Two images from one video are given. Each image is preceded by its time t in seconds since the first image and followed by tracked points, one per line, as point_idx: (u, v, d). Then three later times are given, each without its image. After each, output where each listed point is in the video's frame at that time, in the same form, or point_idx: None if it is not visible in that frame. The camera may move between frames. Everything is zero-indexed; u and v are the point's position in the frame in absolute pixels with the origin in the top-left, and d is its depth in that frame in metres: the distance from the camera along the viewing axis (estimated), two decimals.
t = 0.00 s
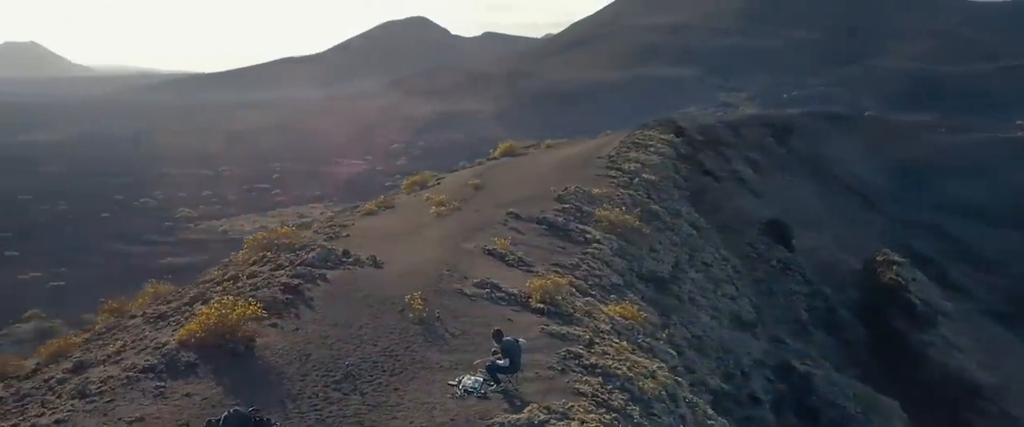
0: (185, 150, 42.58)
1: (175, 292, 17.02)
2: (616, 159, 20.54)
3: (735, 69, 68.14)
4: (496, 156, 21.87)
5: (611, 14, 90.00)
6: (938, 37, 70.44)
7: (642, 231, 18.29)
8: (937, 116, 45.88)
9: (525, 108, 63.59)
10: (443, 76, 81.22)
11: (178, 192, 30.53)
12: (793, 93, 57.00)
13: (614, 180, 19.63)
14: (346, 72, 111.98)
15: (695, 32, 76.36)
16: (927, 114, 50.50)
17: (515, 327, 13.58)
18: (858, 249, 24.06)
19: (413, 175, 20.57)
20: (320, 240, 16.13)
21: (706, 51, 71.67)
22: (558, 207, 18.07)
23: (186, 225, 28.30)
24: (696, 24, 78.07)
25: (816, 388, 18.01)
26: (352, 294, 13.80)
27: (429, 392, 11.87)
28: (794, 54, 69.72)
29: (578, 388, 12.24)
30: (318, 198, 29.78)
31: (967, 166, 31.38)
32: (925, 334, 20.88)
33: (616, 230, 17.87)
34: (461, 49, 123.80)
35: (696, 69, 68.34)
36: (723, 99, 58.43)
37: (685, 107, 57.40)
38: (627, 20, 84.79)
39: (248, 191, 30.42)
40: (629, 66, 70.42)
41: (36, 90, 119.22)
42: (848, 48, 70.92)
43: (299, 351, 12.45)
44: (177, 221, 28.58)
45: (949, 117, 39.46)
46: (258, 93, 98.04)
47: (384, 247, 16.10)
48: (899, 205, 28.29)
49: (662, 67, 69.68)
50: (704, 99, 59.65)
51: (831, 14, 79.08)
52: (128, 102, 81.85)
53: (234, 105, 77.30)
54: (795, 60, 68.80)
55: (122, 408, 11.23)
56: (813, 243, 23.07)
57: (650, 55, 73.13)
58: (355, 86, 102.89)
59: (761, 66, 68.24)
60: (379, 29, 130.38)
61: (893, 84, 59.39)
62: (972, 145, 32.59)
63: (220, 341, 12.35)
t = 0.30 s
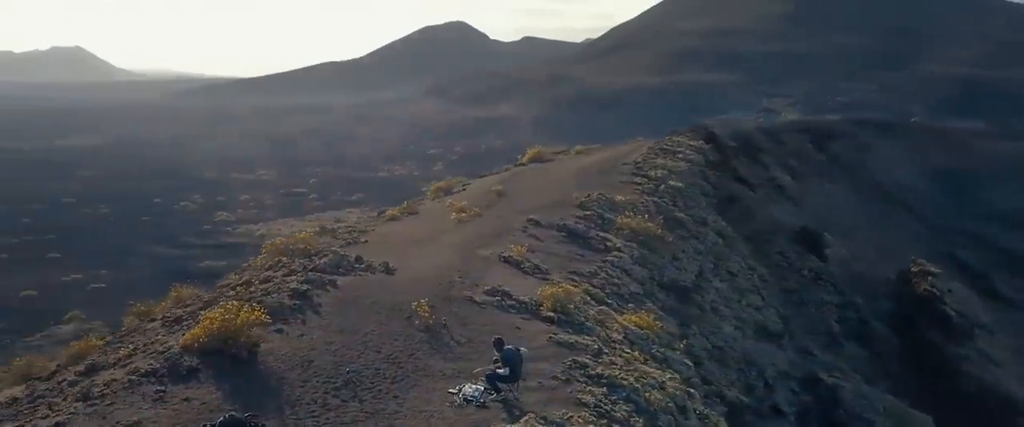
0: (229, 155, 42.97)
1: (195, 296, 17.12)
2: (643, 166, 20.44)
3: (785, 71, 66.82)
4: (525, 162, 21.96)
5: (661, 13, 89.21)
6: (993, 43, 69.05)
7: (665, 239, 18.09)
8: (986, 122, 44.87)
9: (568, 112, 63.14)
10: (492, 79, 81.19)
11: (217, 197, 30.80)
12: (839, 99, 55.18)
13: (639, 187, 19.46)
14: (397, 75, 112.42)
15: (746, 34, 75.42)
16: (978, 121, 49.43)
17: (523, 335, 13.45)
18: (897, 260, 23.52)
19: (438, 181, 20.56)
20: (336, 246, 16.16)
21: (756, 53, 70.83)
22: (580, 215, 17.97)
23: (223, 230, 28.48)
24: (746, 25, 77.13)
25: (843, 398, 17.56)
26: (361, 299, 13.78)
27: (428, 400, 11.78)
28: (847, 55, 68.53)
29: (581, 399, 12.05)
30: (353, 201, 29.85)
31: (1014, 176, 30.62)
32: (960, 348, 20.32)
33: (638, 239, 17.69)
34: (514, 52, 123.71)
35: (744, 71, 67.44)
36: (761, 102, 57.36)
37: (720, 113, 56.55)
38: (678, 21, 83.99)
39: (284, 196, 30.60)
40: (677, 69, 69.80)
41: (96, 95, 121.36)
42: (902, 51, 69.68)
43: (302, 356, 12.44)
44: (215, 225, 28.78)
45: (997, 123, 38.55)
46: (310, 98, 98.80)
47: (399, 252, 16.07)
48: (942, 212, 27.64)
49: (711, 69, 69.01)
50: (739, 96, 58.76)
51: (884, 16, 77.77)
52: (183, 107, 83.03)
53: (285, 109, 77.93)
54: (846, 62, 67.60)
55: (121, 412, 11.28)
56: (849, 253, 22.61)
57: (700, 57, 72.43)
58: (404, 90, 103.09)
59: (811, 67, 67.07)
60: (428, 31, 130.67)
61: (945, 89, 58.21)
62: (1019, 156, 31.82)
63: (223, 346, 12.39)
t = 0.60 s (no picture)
0: (275, 155, 43.22)
1: (216, 299, 17.21)
2: (671, 173, 20.22)
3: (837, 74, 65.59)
4: (553, 168, 21.86)
5: (716, 11, 88.33)
6: None
7: (689, 248, 17.85)
8: None
9: (614, 105, 62.47)
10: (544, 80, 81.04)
11: (259, 200, 31.03)
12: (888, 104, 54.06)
13: (666, 195, 19.24)
14: (450, 74, 112.70)
15: (800, 34, 74.36)
16: None
17: (532, 344, 13.31)
18: (937, 270, 22.97)
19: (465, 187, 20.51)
20: (354, 252, 16.16)
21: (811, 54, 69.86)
22: (602, 223, 17.80)
23: (262, 233, 28.56)
24: (801, 25, 76.06)
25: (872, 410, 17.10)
26: (370, 305, 13.74)
27: (427, 408, 11.66)
28: (903, 59, 67.40)
29: (583, 409, 11.85)
30: (391, 203, 29.89)
31: None
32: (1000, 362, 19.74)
33: (660, 247, 17.48)
34: (569, 53, 123.49)
35: (798, 74, 66.53)
36: (798, 107, 56.11)
37: (764, 119, 55.79)
38: (733, 21, 83.13)
39: (325, 199, 30.72)
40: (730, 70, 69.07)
41: (157, 97, 123.34)
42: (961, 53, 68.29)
43: (305, 363, 12.42)
44: (254, 229, 28.91)
45: None
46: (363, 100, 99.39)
47: (416, 258, 16.02)
48: (989, 221, 26.96)
49: (765, 71, 68.21)
50: (771, 101, 57.50)
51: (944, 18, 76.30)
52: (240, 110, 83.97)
53: (339, 111, 78.41)
54: (903, 63, 66.37)
55: (121, 415, 11.33)
56: (887, 263, 22.11)
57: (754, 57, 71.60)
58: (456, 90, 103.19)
59: (867, 69, 65.94)
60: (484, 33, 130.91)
61: (1004, 93, 56.90)
62: None
63: (228, 351, 12.41)
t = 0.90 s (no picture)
0: (319, 151, 43.39)
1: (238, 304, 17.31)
2: (701, 182, 19.97)
3: (893, 75, 64.40)
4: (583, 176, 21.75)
5: (771, 11, 87.35)
6: None
7: (715, 257, 17.58)
8: None
9: (664, 102, 61.90)
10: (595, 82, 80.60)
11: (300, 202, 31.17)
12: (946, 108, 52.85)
13: (694, 203, 19.01)
14: (503, 73, 112.54)
15: (856, 34, 73.21)
16: None
17: (540, 354, 13.16)
18: (980, 282, 22.36)
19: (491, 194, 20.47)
20: (372, 258, 16.16)
21: (870, 55, 68.61)
22: (625, 231, 17.63)
23: (300, 236, 28.58)
24: (861, 25, 74.71)
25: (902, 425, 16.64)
26: (378, 312, 13.69)
27: (427, 416, 11.53)
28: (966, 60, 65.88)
29: (586, 421, 11.65)
30: (429, 205, 29.81)
31: None
32: None
33: (684, 256, 17.25)
34: (627, 54, 122.72)
35: (852, 77, 65.46)
36: (845, 103, 54.98)
37: (811, 124, 53.17)
38: (788, 22, 82.09)
39: (365, 199, 30.73)
40: (786, 72, 68.09)
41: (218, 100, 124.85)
42: None
43: (309, 369, 12.38)
44: (294, 232, 29.03)
45: None
46: (416, 102, 99.72)
47: (434, 266, 15.98)
48: None
49: (822, 73, 67.14)
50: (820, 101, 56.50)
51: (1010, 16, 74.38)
52: (295, 112, 84.68)
53: (391, 113, 78.74)
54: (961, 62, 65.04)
55: (121, 419, 11.36)
56: (927, 273, 21.56)
57: (811, 57, 70.47)
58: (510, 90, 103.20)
59: (925, 69, 64.51)
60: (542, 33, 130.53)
61: None
62: None
63: (233, 356, 12.42)
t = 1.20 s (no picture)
0: (363, 156, 43.54)
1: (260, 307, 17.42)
2: (730, 189, 19.72)
3: (949, 76, 63.09)
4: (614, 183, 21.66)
5: (825, 10, 86.17)
6: None
7: (740, 267, 17.29)
8: None
9: (713, 102, 61.22)
10: (648, 86, 80.09)
11: (339, 207, 31.23)
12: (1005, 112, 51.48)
13: (722, 212, 18.74)
14: (559, 73, 112.02)
15: (913, 36, 71.94)
16: None
17: (549, 363, 13.01)
18: None
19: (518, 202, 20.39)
20: (390, 265, 16.17)
21: (930, 58, 67.18)
22: (648, 240, 17.45)
23: (338, 240, 28.62)
24: (922, 26, 73.24)
25: None
26: (388, 318, 13.64)
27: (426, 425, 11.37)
28: None
29: None
30: (467, 210, 29.76)
31: None
32: None
33: (708, 266, 17.00)
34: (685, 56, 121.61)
35: (910, 79, 64.20)
36: (894, 108, 53.81)
37: (857, 132, 49.94)
38: (844, 22, 80.82)
39: (403, 206, 30.74)
40: (843, 74, 66.95)
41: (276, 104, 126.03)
42: None
43: (314, 376, 12.34)
44: (332, 237, 29.11)
45: None
46: (471, 105, 99.74)
47: (452, 273, 15.93)
48: None
49: (881, 71, 65.87)
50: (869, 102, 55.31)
51: None
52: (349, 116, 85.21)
53: (442, 119, 78.95)
54: (1021, 64, 63.60)
55: (122, 423, 11.36)
56: (968, 285, 21.00)
57: (870, 57, 69.20)
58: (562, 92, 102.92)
59: (985, 72, 63.03)
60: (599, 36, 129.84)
61: None
62: None
63: (238, 362, 12.44)
